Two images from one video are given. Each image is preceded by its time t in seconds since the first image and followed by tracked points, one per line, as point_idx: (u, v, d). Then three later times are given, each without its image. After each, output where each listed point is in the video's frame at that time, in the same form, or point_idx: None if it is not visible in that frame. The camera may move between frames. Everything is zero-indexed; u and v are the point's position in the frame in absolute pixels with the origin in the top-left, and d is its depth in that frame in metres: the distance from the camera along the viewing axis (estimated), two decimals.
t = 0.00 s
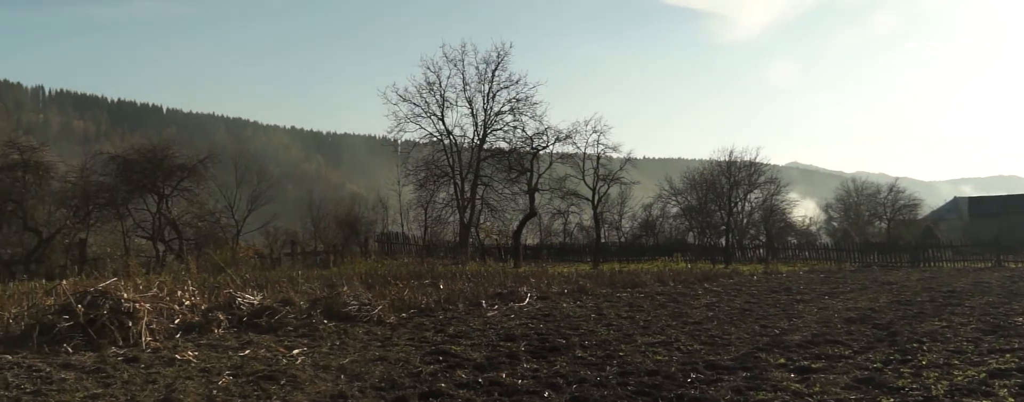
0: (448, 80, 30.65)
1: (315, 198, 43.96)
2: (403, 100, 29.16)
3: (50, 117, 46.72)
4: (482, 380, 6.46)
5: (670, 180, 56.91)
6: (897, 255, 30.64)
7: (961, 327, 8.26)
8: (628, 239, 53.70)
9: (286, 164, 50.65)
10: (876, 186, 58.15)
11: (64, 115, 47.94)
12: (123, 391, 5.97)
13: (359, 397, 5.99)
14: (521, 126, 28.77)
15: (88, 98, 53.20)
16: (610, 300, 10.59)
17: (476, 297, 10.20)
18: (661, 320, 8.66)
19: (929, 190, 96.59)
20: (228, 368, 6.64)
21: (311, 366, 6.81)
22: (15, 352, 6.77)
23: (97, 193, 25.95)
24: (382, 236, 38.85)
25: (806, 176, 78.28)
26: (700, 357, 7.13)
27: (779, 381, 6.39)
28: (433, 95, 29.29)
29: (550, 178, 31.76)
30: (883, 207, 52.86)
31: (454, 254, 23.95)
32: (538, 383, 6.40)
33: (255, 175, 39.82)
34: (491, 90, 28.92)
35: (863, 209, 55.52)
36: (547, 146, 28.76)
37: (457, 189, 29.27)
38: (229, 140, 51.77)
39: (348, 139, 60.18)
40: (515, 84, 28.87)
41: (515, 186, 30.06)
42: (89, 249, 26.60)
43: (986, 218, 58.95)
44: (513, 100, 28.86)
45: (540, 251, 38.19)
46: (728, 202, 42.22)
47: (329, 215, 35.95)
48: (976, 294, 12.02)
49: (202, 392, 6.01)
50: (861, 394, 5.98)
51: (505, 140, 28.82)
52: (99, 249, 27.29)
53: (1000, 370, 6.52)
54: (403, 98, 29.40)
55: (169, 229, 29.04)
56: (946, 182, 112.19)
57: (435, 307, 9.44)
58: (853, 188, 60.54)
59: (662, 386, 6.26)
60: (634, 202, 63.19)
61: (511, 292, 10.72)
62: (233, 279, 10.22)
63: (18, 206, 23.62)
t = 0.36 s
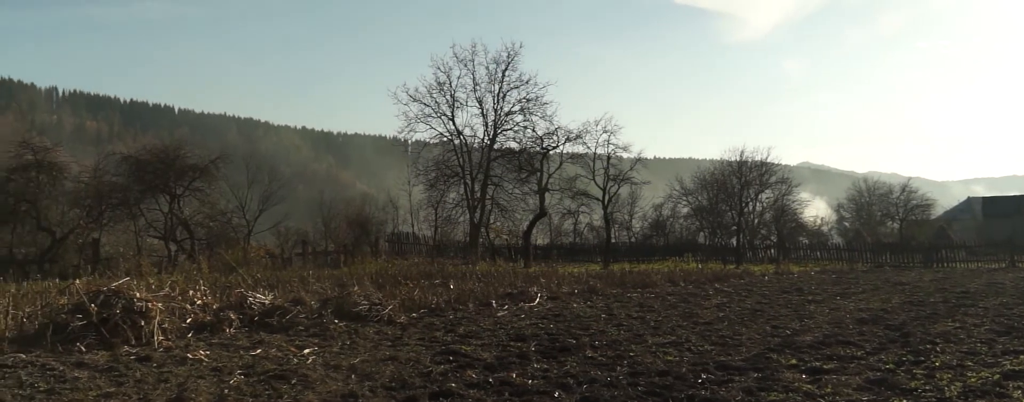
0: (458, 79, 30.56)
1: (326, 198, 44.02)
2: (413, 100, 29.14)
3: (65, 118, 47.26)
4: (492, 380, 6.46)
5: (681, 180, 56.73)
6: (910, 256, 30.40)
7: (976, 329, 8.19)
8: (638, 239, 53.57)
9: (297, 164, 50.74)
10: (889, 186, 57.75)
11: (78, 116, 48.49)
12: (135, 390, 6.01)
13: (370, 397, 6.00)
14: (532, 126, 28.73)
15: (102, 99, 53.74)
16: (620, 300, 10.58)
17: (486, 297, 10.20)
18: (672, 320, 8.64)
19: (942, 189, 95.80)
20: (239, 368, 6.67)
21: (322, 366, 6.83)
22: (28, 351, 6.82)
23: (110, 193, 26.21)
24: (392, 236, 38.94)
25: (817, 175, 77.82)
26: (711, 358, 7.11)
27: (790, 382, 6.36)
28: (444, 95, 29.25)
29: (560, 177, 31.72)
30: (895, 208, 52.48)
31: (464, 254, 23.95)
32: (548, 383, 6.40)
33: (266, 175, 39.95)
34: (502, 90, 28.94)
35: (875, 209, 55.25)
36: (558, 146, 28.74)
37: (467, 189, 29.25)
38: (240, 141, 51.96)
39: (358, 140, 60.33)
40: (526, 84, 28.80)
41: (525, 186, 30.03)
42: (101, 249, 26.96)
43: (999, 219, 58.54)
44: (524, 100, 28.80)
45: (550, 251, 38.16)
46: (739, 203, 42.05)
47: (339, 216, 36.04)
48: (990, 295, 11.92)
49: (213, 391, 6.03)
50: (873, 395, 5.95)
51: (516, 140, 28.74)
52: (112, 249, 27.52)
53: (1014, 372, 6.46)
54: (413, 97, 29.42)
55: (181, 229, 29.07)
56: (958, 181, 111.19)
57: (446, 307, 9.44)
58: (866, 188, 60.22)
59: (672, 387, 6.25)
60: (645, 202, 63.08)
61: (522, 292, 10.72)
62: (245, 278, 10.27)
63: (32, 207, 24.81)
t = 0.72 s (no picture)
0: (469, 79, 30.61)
1: (337, 198, 44.12)
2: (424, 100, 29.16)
3: (79, 121, 47.96)
4: (503, 380, 6.46)
5: (692, 180, 56.54)
6: (923, 257, 30.11)
7: (991, 330, 8.11)
8: (649, 239, 53.47)
9: (308, 164, 50.89)
10: (902, 186, 57.32)
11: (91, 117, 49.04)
12: (149, 388, 6.05)
13: (380, 397, 6.01)
14: (542, 126, 28.71)
15: (115, 100, 54.32)
16: (631, 300, 10.55)
17: (497, 298, 10.20)
18: (683, 321, 8.61)
19: (956, 189, 94.96)
20: (251, 367, 6.70)
21: (334, 365, 6.85)
22: (44, 349, 6.88)
23: (123, 193, 26.47)
24: (402, 236, 39.00)
25: (829, 175, 77.36)
26: (722, 358, 7.09)
27: (803, 382, 6.33)
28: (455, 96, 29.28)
29: (571, 177, 31.67)
30: (909, 208, 52.03)
31: (475, 254, 23.96)
32: (559, 383, 6.39)
33: (277, 175, 40.11)
34: (512, 90, 28.96)
35: (887, 209, 54.86)
36: (568, 146, 28.72)
37: (478, 189, 29.27)
38: (251, 141, 52.21)
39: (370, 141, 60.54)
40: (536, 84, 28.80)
41: (535, 186, 30.01)
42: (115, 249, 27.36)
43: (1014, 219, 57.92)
44: (534, 100, 28.81)
45: (560, 251, 38.12)
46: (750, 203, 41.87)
47: (350, 215, 36.14)
48: (1007, 297, 11.79)
49: (226, 390, 6.07)
50: (886, 396, 5.91)
51: (526, 140, 28.71)
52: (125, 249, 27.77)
53: None
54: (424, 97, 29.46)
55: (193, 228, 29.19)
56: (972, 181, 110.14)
57: (456, 307, 9.44)
58: (878, 188, 59.84)
59: (683, 387, 6.23)
60: (655, 203, 62.97)
61: (532, 292, 10.71)
62: (256, 278, 10.31)
63: (47, 206, 26.19)
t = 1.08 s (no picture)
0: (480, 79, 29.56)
1: (349, 198, 44.23)
2: (435, 100, 29.17)
3: (94, 122, 48.44)
4: (514, 380, 6.47)
5: (704, 180, 56.35)
6: (937, 257, 29.84)
7: (1006, 332, 8.04)
8: (660, 239, 53.38)
9: (319, 165, 51.07)
10: (916, 186, 56.89)
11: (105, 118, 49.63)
12: (161, 387, 6.08)
13: (392, 396, 6.02)
14: (554, 126, 28.69)
15: (128, 100, 54.80)
16: (642, 300, 10.52)
17: (508, 298, 10.20)
18: (695, 321, 8.57)
19: (971, 189, 94.09)
20: (263, 366, 6.72)
21: (345, 364, 6.87)
22: (58, 348, 6.94)
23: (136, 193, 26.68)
24: (414, 236, 39.13)
25: (842, 175, 76.89)
26: (734, 359, 7.06)
27: (815, 384, 6.29)
28: (466, 96, 29.25)
29: (582, 177, 31.61)
30: (923, 208, 51.57)
31: (485, 254, 23.97)
32: (570, 383, 6.39)
33: (289, 176, 40.27)
34: (523, 91, 29.01)
35: (901, 209, 54.46)
36: (580, 146, 28.65)
37: (489, 189, 29.27)
38: (263, 142, 52.45)
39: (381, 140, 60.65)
40: (548, 84, 28.71)
41: (546, 186, 29.99)
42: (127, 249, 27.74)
43: None
44: (545, 100, 28.77)
45: (571, 251, 38.08)
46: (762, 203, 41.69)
47: (362, 215, 36.23)
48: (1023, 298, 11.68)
49: (238, 389, 6.09)
50: (900, 397, 5.87)
51: (538, 140, 28.70)
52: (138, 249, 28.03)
53: None
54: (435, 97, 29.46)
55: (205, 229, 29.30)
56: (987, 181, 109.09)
57: (467, 307, 9.44)
58: (892, 188, 59.47)
59: (695, 388, 6.21)
60: (666, 203, 62.83)
61: (543, 292, 10.71)
62: (268, 278, 10.35)
63: (61, 206, 26.81)
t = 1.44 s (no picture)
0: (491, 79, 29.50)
1: (360, 198, 44.33)
2: (446, 100, 29.22)
3: (108, 122, 48.89)
4: (525, 380, 6.46)
5: (716, 180, 56.16)
6: (952, 258, 29.60)
7: (1023, 333, 7.96)
8: (671, 239, 53.28)
9: (331, 165, 51.21)
10: (931, 186, 56.38)
11: (120, 119, 50.06)
12: (175, 386, 6.12)
13: (403, 396, 6.03)
14: (565, 125, 28.68)
15: (142, 101, 55.31)
16: (654, 300, 10.50)
17: (519, 297, 10.20)
18: (706, 321, 8.55)
19: (986, 190, 93.15)
20: (275, 365, 6.75)
21: (357, 364, 6.89)
22: (72, 347, 6.99)
23: (150, 193, 26.89)
24: (425, 236, 39.24)
25: (855, 175, 76.36)
26: (746, 360, 7.02)
27: (829, 385, 6.26)
28: (477, 95, 29.26)
29: (594, 177, 31.49)
30: (937, 208, 51.08)
31: (496, 254, 24.01)
32: (581, 383, 6.37)
33: (302, 176, 40.43)
34: (534, 90, 29.03)
35: (915, 209, 54.00)
36: (591, 146, 28.61)
37: (500, 189, 29.25)
38: (275, 142, 52.72)
39: (392, 140, 60.76)
40: (560, 84, 28.68)
41: (558, 186, 29.98)
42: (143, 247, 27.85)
43: None
44: (557, 100, 28.72)
45: (583, 251, 38.08)
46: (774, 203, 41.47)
47: (373, 215, 36.31)
48: None
49: (251, 388, 6.12)
50: (914, 399, 5.82)
51: (549, 140, 28.70)
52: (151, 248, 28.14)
53: None
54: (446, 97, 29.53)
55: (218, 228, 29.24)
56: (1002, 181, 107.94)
57: (478, 307, 9.44)
58: (905, 188, 59.19)
59: (707, 389, 6.19)
60: (678, 203, 62.70)
61: (555, 292, 10.70)
62: (280, 277, 10.40)
63: (76, 206, 27.02)
